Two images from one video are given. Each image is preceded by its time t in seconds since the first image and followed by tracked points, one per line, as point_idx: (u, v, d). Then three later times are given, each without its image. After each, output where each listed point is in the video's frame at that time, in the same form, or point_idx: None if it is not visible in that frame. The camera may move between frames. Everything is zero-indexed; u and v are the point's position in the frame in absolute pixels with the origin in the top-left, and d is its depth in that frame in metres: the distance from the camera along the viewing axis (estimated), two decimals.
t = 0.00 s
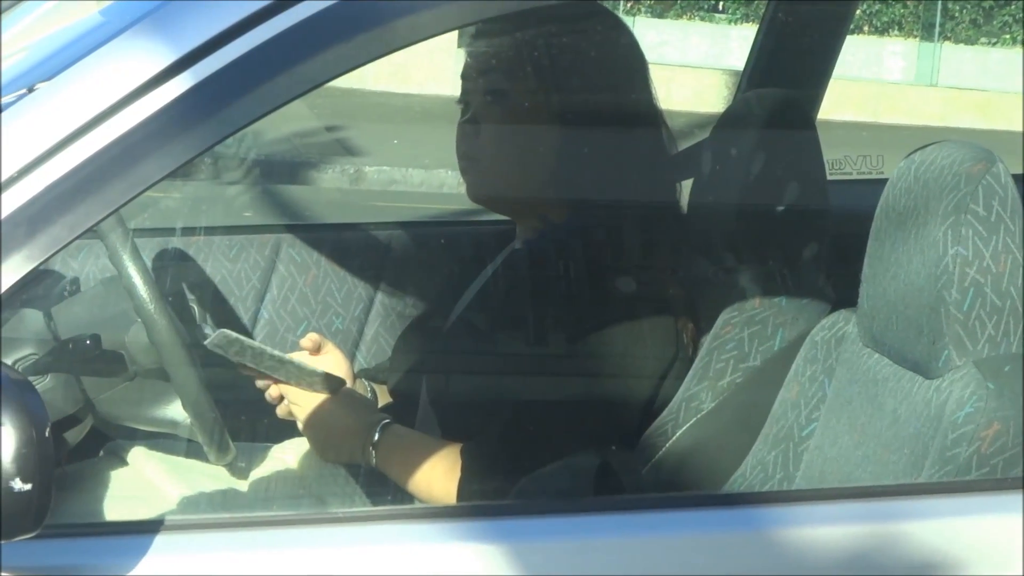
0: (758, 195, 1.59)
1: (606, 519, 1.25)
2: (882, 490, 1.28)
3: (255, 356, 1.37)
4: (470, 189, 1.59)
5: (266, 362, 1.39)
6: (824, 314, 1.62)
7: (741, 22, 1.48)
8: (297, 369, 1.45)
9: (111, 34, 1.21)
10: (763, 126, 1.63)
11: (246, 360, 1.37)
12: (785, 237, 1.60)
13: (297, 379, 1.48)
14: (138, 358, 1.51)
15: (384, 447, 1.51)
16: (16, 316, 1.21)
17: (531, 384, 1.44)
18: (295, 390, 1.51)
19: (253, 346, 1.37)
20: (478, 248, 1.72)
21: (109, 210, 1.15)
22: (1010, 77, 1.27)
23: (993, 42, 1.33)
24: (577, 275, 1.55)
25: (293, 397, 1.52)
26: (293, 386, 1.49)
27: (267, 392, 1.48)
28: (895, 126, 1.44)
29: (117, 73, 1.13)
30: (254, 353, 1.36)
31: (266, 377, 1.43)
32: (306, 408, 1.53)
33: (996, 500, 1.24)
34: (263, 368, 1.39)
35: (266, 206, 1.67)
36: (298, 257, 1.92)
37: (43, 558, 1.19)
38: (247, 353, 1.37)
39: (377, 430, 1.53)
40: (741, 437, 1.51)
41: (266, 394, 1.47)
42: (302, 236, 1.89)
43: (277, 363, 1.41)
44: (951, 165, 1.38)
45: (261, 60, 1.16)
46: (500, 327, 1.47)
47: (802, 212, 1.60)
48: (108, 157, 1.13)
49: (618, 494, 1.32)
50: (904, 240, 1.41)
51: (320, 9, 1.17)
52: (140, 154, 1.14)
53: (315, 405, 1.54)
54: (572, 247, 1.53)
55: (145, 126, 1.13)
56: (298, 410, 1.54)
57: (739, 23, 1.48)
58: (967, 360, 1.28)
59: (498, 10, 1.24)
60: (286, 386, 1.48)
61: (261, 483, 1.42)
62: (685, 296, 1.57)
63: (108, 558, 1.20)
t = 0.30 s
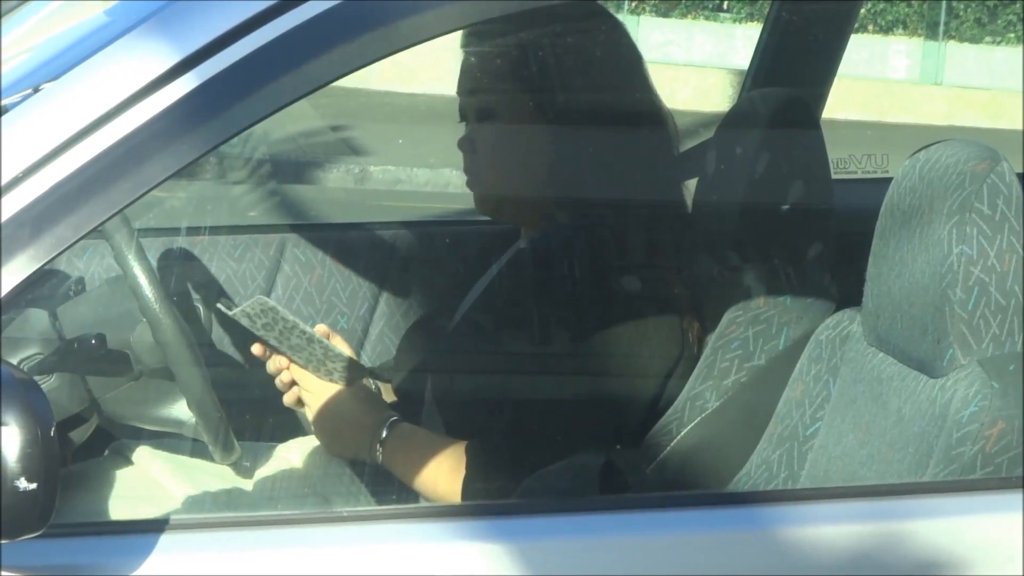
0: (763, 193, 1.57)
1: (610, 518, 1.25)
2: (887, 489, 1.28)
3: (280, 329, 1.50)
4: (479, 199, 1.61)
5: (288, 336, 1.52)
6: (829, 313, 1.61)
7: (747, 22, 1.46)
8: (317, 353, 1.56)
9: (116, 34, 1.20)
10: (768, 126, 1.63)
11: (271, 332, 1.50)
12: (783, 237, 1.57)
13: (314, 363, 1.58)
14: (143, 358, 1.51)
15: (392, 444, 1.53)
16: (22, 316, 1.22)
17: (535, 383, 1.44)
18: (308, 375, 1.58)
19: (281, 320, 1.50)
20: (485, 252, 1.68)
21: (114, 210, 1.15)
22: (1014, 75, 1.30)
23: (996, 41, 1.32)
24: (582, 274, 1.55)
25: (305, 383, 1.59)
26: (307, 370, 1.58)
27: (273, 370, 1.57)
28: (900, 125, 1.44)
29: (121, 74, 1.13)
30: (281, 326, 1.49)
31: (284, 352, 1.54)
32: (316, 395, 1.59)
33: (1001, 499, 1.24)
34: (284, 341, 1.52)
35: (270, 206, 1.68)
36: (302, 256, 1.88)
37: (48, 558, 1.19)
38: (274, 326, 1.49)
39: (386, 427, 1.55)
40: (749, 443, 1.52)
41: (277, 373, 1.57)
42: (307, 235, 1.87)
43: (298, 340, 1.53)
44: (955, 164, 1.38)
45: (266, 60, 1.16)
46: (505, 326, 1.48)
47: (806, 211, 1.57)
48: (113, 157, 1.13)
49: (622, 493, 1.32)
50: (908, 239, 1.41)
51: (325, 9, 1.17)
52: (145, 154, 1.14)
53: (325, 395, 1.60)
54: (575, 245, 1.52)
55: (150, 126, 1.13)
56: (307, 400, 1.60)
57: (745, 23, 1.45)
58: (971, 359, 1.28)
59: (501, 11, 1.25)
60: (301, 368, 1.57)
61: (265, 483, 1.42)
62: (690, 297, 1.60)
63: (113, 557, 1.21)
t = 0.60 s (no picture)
0: (767, 194, 1.59)
1: (612, 517, 1.25)
2: (890, 490, 1.28)
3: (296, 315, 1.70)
4: (482, 202, 1.58)
5: (302, 326, 1.70)
6: (832, 314, 1.61)
7: (751, 22, 1.46)
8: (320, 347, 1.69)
9: (122, 30, 1.20)
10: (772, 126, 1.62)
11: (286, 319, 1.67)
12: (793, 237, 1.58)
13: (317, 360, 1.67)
14: (147, 354, 1.50)
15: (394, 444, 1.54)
16: (26, 311, 1.22)
17: (539, 383, 1.43)
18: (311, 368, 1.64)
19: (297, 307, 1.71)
20: (490, 251, 1.64)
21: (119, 206, 1.15)
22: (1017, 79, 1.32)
23: (1001, 43, 1.32)
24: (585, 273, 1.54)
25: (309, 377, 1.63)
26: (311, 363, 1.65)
27: (278, 362, 1.61)
28: (905, 126, 1.45)
29: (126, 70, 1.13)
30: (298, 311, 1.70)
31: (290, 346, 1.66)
32: (320, 389, 1.63)
33: (1003, 501, 1.24)
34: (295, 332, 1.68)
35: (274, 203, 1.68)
36: (306, 253, 1.84)
37: (51, 553, 1.19)
38: (288, 312, 1.68)
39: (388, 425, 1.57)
40: (752, 439, 1.52)
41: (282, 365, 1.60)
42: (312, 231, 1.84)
43: (310, 331, 1.70)
44: (960, 165, 1.37)
45: (272, 57, 1.16)
46: (508, 325, 1.46)
47: (811, 212, 1.58)
48: (118, 153, 1.13)
49: (625, 492, 1.32)
50: (913, 240, 1.41)
51: (331, 6, 1.17)
52: (150, 150, 1.15)
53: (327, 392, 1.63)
54: (580, 243, 1.52)
55: (156, 122, 1.14)
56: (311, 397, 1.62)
57: (749, 23, 1.46)
58: (975, 361, 1.28)
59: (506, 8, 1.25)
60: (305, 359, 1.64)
61: (269, 479, 1.41)
62: (694, 297, 1.59)
63: (116, 553, 1.21)
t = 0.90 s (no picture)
0: (767, 190, 1.57)
1: (616, 516, 1.25)
2: (893, 486, 1.28)
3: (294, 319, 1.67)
4: (478, 202, 1.58)
5: (302, 329, 1.69)
6: (833, 310, 1.61)
7: (751, 18, 1.46)
8: (326, 350, 1.68)
9: (120, 33, 1.20)
10: (769, 123, 1.61)
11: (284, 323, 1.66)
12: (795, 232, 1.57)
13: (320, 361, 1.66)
14: (149, 358, 1.50)
15: (397, 443, 1.53)
16: (26, 318, 1.22)
17: (543, 382, 1.44)
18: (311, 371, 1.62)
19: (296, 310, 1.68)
20: (491, 250, 1.62)
21: (118, 211, 1.15)
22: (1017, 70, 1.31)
23: (1000, 36, 1.33)
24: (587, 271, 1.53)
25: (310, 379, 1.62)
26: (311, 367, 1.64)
27: (280, 364, 1.60)
28: (911, 120, 1.44)
29: (124, 75, 1.13)
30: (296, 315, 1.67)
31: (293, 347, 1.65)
32: (321, 390, 1.61)
33: (1007, 496, 1.24)
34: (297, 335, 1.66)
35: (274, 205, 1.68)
36: (306, 256, 1.85)
37: (52, 560, 1.19)
38: (287, 316, 1.66)
39: (390, 426, 1.57)
40: (756, 435, 1.50)
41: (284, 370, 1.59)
42: (311, 234, 1.85)
43: (310, 333, 1.70)
44: (960, 159, 1.38)
45: (268, 60, 1.16)
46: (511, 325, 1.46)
47: (812, 207, 1.57)
48: (117, 158, 1.13)
49: (628, 491, 1.32)
50: (913, 235, 1.41)
51: (328, 8, 1.17)
52: (149, 155, 1.14)
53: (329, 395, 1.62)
54: (581, 240, 1.50)
55: (154, 127, 1.13)
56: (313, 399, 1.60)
57: (746, 20, 1.45)
58: (976, 355, 1.28)
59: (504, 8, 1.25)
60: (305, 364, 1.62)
61: (271, 483, 1.41)
62: (695, 295, 1.57)
63: (118, 559, 1.21)
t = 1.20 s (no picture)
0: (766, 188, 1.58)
1: (616, 514, 1.25)
2: (892, 484, 1.28)
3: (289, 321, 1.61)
4: (477, 201, 1.58)
5: (297, 329, 1.63)
6: (833, 307, 1.60)
7: (751, 15, 1.45)
8: (322, 349, 1.66)
9: (118, 33, 1.20)
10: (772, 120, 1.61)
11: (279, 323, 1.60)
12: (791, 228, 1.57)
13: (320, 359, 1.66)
14: (147, 357, 1.50)
15: (396, 441, 1.53)
16: (24, 318, 1.22)
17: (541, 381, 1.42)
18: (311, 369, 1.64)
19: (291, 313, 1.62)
20: (489, 249, 1.64)
21: (116, 210, 1.15)
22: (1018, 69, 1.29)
23: (999, 32, 1.35)
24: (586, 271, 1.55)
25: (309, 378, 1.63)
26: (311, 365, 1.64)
27: (279, 363, 1.61)
28: (907, 116, 1.44)
29: (122, 74, 1.13)
30: (290, 317, 1.61)
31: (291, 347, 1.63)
32: (320, 389, 1.63)
33: (1007, 493, 1.24)
34: (291, 335, 1.62)
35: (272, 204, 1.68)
36: (305, 255, 1.83)
37: (49, 560, 1.18)
38: (282, 318, 1.60)
39: (389, 425, 1.56)
40: (757, 430, 1.51)
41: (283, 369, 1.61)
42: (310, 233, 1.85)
43: (306, 334, 1.65)
44: (959, 156, 1.38)
45: (267, 59, 1.16)
46: (511, 324, 1.48)
47: (810, 204, 1.58)
48: (115, 157, 1.13)
49: (627, 489, 1.32)
50: (912, 232, 1.41)
51: (326, 7, 1.17)
52: (147, 154, 1.14)
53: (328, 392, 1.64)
54: (581, 240, 1.52)
55: (152, 126, 1.13)
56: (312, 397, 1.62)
57: (746, 16, 1.44)
58: (976, 352, 1.28)
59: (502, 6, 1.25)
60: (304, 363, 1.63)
61: (270, 482, 1.41)
62: (694, 292, 1.57)
63: (116, 559, 1.20)
